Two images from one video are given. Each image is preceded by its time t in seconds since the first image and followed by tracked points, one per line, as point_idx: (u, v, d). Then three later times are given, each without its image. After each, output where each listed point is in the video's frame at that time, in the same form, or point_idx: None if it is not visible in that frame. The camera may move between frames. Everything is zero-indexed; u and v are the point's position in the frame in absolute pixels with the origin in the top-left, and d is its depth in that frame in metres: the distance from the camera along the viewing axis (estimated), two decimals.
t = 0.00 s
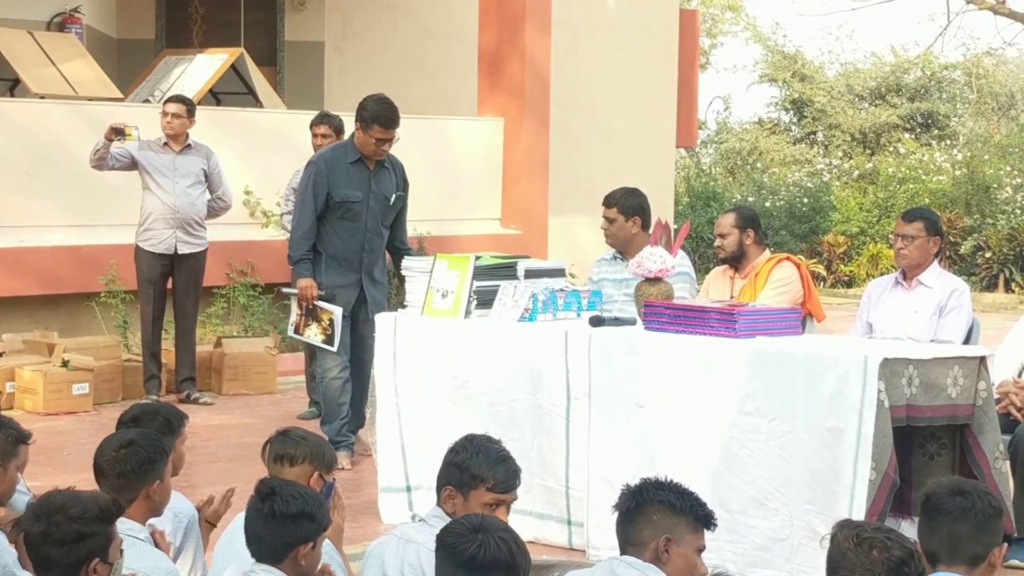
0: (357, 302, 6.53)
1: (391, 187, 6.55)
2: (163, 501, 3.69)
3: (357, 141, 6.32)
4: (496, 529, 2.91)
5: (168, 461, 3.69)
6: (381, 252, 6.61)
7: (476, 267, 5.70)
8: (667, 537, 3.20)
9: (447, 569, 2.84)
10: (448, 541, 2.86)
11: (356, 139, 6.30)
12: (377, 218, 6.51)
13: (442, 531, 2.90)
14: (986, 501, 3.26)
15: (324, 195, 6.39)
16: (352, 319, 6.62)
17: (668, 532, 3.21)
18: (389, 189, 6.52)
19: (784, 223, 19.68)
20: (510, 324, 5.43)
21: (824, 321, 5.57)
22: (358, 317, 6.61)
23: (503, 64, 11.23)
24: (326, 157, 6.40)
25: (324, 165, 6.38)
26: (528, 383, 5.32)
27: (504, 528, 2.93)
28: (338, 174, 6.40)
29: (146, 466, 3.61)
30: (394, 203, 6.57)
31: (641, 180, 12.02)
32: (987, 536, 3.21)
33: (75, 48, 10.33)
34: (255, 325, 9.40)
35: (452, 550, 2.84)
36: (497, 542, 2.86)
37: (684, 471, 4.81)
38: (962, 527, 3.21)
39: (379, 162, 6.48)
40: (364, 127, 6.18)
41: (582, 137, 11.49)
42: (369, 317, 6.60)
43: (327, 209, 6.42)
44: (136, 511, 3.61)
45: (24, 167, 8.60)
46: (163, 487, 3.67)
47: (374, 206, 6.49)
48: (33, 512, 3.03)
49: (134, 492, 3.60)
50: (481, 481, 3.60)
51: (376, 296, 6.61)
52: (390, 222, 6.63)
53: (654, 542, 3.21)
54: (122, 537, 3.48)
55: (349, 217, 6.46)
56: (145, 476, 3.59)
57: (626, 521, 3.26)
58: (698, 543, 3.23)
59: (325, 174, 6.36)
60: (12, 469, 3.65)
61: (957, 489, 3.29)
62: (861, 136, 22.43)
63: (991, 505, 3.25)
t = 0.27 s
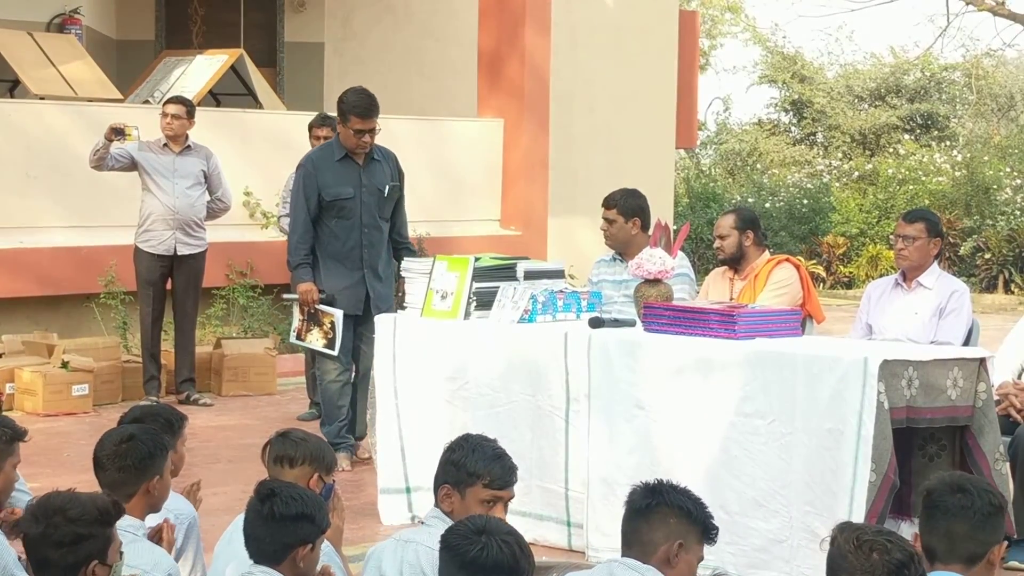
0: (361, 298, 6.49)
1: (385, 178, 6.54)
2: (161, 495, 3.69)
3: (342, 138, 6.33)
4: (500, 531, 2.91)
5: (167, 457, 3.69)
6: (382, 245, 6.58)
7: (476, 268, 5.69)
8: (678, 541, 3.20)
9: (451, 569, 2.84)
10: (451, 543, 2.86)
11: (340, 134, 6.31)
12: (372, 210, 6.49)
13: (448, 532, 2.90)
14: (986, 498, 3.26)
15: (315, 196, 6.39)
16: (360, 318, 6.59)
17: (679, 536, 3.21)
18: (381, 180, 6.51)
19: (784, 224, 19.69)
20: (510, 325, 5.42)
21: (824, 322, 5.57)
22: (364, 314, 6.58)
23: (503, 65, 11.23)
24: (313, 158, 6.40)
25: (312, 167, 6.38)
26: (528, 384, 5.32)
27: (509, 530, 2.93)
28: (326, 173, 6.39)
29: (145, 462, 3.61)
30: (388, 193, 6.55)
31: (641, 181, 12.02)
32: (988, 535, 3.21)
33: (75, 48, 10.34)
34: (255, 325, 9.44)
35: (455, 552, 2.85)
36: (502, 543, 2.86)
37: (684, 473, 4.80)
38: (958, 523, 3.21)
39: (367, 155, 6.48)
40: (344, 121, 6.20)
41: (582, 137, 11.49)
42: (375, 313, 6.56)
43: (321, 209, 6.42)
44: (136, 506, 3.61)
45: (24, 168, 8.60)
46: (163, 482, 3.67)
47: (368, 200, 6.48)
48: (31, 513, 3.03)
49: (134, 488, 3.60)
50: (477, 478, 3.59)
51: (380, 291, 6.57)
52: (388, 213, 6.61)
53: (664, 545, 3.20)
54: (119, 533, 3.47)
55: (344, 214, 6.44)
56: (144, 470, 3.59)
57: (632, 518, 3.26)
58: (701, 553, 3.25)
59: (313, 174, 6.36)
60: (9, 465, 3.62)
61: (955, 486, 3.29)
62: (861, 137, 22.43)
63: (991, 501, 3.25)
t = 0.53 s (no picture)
0: (358, 300, 6.44)
1: (382, 177, 6.44)
2: (166, 490, 3.71)
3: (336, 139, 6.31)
4: (501, 533, 2.92)
5: (173, 450, 3.69)
6: (381, 244, 6.49)
7: (477, 270, 5.69)
8: (694, 556, 3.23)
9: (450, 570, 2.84)
10: (452, 544, 2.86)
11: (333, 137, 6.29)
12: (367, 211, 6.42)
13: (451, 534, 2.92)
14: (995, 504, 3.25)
15: (310, 199, 6.41)
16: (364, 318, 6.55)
17: (695, 552, 3.23)
18: (378, 179, 6.42)
19: (786, 225, 19.70)
20: (510, 327, 5.42)
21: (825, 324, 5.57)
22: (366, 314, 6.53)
23: (504, 66, 11.22)
24: (309, 162, 6.43)
25: (307, 170, 6.41)
26: (528, 386, 5.31)
27: (511, 533, 2.93)
28: (319, 176, 6.39)
29: (147, 458, 3.61)
30: (386, 192, 6.45)
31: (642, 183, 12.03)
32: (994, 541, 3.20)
33: (76, 50, 10.33)
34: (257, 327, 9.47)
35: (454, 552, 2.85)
36: (502, 545, 2.87)
37: (685, 475, 4.81)
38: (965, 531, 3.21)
39: (364, 155, 6.42)
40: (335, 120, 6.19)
41: (583, 138, 11.49)
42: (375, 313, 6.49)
43: (317, 212, 6.43)
44: (139, 501, 3.63)
45: (25, 169, 8.61)
46: (167, 477, 3.69)
47: (363, 200, 6.41)
48: (31, 515, 3.04)
49: (137, 483, 3.62)
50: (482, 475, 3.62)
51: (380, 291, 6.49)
52: (390, 212, 6.50)
53: (678, 556, 3.22)
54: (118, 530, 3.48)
55: (339, 215, 6.42)
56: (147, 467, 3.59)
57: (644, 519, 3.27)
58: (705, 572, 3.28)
59: (307, 178, 6.38)
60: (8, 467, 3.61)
61: (964, 490, 3.29)
62: (862, 138, 22.39)
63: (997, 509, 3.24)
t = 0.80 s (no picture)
0: (364, 306, 6.37)
1: (401, 184, 6.36)
2: (180, 485, 3.72)
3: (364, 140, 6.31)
4: (510, 534, 2.91)
5: (187, 445, 3.70)
6: (395, 252, 6.40)
7: (488, 271, 5.69)
8: (703, 557, 3.23)
9: (458, 570, 2.85)
10: (460, 545, 2.87)
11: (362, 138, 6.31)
12: (382, 217, 6.37)
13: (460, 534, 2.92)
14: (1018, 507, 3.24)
15: (334, 201, 6.46)
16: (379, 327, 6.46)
17: (704, 552, 3.24)
18: (396, 186, 6.36)
19: (797, 225, 19.66)
20: (522, 327, 5.41)
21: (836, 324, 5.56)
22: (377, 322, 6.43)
23: (515, 66, 11.22)
24: (338, 165, 6.49)
25: (335, 172, 6.47)
26: (539, 386, 5.31)
27: (521, 534, 2.93)
28: (343, 179, 6.43)
29: (160, 452, 3.63)
30: (403, 200, 6.36)
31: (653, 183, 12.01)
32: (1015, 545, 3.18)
33: (87, 50, 10.35)
34: (267, 327, 9.52)
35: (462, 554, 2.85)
36: (510, 545, 2.87)
37: (696, 476, 4.80)
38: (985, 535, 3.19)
39: (387, 160, 6.37)
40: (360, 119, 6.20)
41: (595, 138, 11.47)
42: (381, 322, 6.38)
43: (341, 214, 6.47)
44: (151, 494, 3.64)
45: (37, 169, 8.63)
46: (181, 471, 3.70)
47: (379, 205, 6.37)
48: (41, 515, 3.05)
49: (151, 476, 3.64)
50: (498, 464, 3.68)
51: (388, 299, 6.38)
52: (410, 220, 6.41)
53: (689, 558, 3.22)
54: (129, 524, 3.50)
55: (358, 219, 6.42)
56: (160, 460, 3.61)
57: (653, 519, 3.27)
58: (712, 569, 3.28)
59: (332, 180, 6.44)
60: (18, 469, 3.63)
61: (987, 493, 3.27)
62: (874, 138, 22.34)
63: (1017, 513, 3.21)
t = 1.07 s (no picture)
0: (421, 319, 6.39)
1: (467, 206, 6.24)
2: (231, 480, 3.73)
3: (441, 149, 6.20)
4: (559, 532, 2.91)
5: (238, 440, 3.71)
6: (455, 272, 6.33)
7: (535, 268, 5.65)
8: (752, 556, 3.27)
9: (507, 569, 2.85)
10: (508, 542, 2.87)
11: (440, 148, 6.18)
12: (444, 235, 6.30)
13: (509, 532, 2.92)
14: None
15: (408, 204, 6.45)
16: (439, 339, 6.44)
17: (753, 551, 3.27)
18: (461, 206, 6.25)
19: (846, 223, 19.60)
20: (570, 326, 5.41)
21: (886, 323, 5.53)
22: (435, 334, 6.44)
23: (562, 65, 11.23)
24: (418, 167, 6.44)
25: (413, 175, 6.44)
26: (587, 385, 5.31)
27: (570, 533, 2.92)
28: (417, 185, 6.39)
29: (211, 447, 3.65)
30: (466, 222, 6.24)
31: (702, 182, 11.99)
32: None
33: (139, 50, 10.43)
34: (315, 325, 9.57)
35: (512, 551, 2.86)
36: (558, 544, 2.87)
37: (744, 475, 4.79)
38: None
39: (460, 176, 6.25)
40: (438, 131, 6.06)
41: (639, 137, 11.44)
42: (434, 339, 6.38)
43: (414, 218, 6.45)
44: (202, 490, 3.65)
45: (87, 169, 8.69)
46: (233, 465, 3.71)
47: (444, 221, 6.30)
48: (94, 511, 3.08)
49: (203, 471, 3.65)
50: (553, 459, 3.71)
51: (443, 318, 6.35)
52: (473, 241, 6.29)
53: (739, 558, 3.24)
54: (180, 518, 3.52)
55: (425, 230, 6.38)
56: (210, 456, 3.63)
57: (697, 519, 3.26)
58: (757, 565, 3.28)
59: (408, 183, 6.42)
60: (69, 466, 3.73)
61: None
62: (924, 136, 22.21)
63: None
